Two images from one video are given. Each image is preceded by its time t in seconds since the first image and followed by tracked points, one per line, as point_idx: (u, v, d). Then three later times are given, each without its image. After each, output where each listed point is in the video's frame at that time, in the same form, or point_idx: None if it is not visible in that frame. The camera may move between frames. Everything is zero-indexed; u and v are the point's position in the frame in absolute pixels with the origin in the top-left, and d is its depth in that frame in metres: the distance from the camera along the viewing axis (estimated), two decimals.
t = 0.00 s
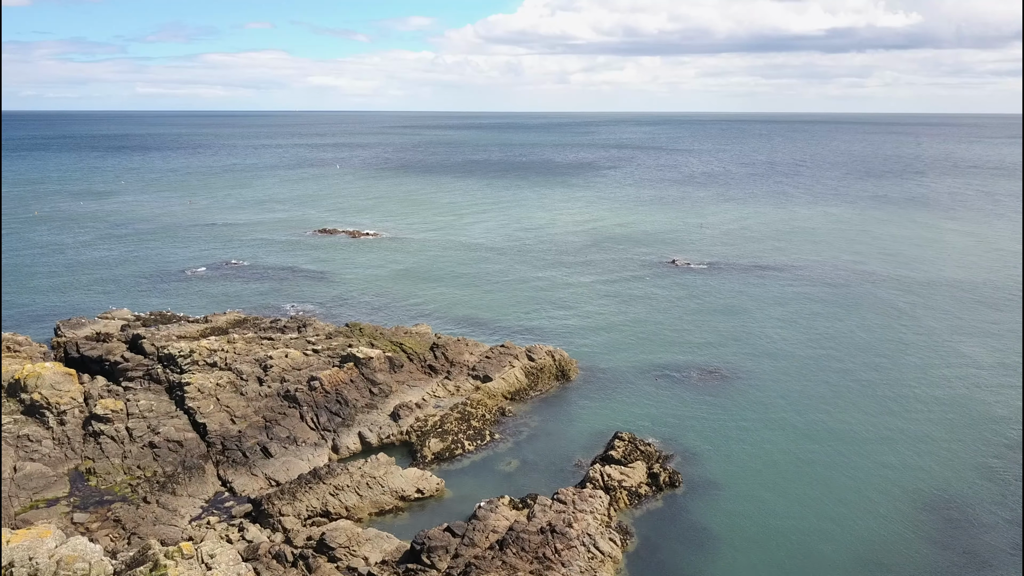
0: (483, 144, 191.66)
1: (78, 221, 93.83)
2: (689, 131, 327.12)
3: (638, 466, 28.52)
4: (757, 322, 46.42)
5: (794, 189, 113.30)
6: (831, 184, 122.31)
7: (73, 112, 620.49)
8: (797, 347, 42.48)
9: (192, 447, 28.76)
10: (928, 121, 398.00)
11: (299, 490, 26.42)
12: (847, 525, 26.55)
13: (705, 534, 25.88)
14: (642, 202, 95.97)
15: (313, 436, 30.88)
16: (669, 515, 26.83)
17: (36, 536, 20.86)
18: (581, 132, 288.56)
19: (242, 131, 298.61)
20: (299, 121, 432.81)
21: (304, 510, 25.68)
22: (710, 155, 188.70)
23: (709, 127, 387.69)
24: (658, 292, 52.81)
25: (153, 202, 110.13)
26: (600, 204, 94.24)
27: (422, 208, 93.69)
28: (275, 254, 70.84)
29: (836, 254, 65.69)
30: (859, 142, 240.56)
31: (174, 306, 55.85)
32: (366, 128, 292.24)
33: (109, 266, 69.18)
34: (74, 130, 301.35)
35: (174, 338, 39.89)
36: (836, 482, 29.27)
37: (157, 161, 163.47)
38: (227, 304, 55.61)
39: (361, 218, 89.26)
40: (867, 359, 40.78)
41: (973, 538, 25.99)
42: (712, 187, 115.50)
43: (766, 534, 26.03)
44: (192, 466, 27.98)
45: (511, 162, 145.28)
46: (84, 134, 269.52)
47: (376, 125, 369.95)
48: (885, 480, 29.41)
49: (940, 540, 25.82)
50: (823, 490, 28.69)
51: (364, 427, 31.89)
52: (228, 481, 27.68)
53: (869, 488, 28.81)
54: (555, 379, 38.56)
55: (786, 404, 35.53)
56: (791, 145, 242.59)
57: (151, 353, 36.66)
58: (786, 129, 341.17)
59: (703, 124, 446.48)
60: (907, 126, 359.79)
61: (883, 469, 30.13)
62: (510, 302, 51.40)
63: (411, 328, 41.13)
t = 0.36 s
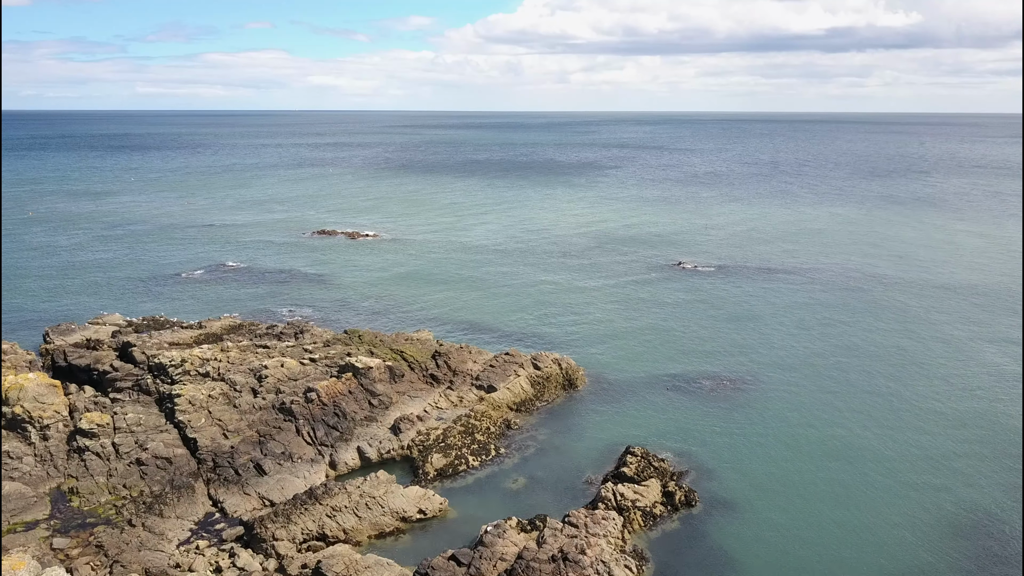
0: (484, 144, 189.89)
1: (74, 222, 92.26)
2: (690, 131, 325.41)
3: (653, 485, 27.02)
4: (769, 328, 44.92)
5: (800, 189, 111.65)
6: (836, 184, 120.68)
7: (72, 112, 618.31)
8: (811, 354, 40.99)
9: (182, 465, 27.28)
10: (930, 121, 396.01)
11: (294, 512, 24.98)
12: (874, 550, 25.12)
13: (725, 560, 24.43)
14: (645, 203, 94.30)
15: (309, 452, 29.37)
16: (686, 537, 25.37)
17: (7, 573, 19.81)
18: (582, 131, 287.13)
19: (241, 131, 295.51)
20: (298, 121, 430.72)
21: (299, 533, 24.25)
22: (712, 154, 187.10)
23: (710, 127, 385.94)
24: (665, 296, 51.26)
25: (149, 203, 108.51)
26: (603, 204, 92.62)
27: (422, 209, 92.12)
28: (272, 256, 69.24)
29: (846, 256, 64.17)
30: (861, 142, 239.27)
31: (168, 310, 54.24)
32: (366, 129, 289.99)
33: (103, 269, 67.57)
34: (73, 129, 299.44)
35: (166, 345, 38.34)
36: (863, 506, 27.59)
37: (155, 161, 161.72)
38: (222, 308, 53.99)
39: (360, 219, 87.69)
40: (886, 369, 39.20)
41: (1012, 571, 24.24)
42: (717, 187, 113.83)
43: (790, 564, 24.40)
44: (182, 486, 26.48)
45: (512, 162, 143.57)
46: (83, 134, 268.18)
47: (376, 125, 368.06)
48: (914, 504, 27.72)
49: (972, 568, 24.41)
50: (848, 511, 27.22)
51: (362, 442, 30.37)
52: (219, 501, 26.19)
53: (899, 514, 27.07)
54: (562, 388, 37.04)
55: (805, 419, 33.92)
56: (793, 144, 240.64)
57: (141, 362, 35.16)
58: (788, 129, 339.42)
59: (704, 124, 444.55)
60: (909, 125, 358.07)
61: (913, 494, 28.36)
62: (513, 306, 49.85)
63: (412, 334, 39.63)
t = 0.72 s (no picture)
0: (485, 143, 188.33)
1: (69, 223, 90.77)
2: (691, 131, 324.05)
3: (669, 506, 25.53)
4: (783, 335, 43.44)
5: (806, 189, 110.17)
6: (841, 183, 119.24)
7: (71, 112, 616.82)
8: (828, 363, 39.54)
9: (169, 485, 25.81)
10: (931, 121, 394.55)
11: (288, 537, 23.49)
12: None
13: None
14: (650, 203, 92.81)
15: (304, 469, 27.86)
16: (705, 563, 23.88)
17: None
18: (583, 131, 285.23)
19: (240, 130, 294.05)
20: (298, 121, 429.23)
21: (293, 561, 22.76)
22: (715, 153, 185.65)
23: (711, 127, 384.51)
24: (674, 301, 49.77)
25: (146, 203, 106.98)
26: (607, 205, 91.13)
27: (422, 209, 90.65)
28: (270, 259, 67.75)
29: (857, 258, 62.70)
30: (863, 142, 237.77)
31: (162, 315, 52.72)
32: (366, 129, 288.25)
33: (97, 272, 66.05)
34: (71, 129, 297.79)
35: (156, 353, 36.81)
36: (889, 530, 26.07)
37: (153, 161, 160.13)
38: (217, 312, 52.44)
39: (360, 220, 86.21)
40: (904, 380, 37.74)
41: None
42: (721, 186, 112.34)
43: None
44: (169, 508, 25.00)
45: (513, 161, 142.10)
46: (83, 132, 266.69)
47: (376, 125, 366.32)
48: (944, 529, 26.19)
49: None
50: (875, 535, 25.76)
51: (361, 458, 28.85)
52: (209, 524, 24.71)
53: (929, 540, 25.56)
54: (569, 399, 35.54)
55: (824, 434, 32.41)
56: (794, 144, 239.16)
57: (130, 372, 33.65)
58: (790, 129, 337.82)
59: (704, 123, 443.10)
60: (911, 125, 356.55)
61: (942, 516, 26.84)
62: (517, 312, 48.33)
63: (413, 342, 38.09)
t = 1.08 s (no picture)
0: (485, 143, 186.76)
1: (64, 224, 89.18)
2: (692, 130, 321.88)
3: (686, 529, 23.99)
4: (795, 343, 42.01)
5: (811, 189, 108.67)
6: (846, 183, 117.69)
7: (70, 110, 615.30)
8: (844, 373, 38.11)
9: (155, 507, 24.34)
10: (932, 121, 392.41)
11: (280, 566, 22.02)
12: None
13: None
14: (654, 204, 91.25)
15: (299, 489, 26.36)
16: None
17: None
18: (583, 130, 284.31)
19: (239, 130, 292.42)
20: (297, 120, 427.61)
21: None
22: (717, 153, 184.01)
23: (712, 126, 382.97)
24: (682, 307, 48.29)
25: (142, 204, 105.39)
26: (610, 205, 89.57)
27: (422, 210, 89.12)
28: (267, 261, 66.23)
29: (867, 261, 61.21)
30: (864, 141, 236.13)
31: (156, 320, 51.21)
32: (366, 129, 286.84)
33: (91, 275, 64.53)
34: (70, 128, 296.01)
35: (145, 362, 35.23)
36: (916, 555, 24.66)
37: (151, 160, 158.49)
38: (211, 317, 50.83)
39: (359, 220, 84.67)
40: (923, 391, 36.35)
41: None
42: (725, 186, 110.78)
43: None
44: (155, 532, 23.54)
45: (514, 161, 140.50)
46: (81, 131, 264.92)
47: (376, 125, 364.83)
48: (973, 553, 24.79)
49: None
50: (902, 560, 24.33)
51: (359, 476, 27.34)
52: (197, 550, 23.24)
53: (964, 565, 24.17)
54: (577, 411, 34.01)
55: (844, 450, 31.04)
56: (795, 143, 237.26)
57: (118, 384, 32.10)
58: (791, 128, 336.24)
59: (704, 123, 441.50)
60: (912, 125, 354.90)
61: (976, 539, 25.50)
62: (521, 318, 46.82)
63: (414, 350, 36.53)
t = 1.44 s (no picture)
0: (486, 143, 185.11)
1: (57, 225, 87.49)
2: (693, 130, 320.53)
3: (706, 555, 22.47)
4: (809, 351, 40.55)
5: (815, 189, 107.21)
6: (851, 183, 116.17)
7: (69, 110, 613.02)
8: (861, 384, 36.66)
9: (139, 533, 22.86)
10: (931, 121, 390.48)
11: None
12: None
13: None
14: (658, 204, 89.64)
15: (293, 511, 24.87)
16: None
17: None
18: (583, 131, 282.06)
19: (238, 129, 290.73)
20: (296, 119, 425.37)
21: None
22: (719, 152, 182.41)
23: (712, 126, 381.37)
24: (690, 313, 46.80)
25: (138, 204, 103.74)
26: (613, 206, 87.97)
27: (422, 211, 87.53)
28: (263, 264, 64.63)
29: (878, 264, 59.73)
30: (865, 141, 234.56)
31: (148, 325, 49.61)
32: (365, 129, 285.08)
33: (83, 278, 62.89)
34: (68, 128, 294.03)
35: (133, 371, 33.61)
36: None
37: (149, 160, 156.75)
38: (205, 323, 49.26)
39: (358, 222, 83.10)
40: (947, 405, 34.80)
41: None
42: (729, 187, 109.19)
43: None
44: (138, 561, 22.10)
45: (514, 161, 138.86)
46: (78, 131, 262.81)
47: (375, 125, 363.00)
48: None
49: None
50: None
51: (356, 496, 25.85)
52: None
53: None
54: (585, 423, 32.46)
55: (865, 466, 29.62)
56: (796, 142, 236.01)
57: (103, 395, 30.51)
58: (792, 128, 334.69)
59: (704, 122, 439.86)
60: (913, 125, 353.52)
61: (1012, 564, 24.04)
62: (525, 324, 45.31)
63: (414, 358, 34.96)
